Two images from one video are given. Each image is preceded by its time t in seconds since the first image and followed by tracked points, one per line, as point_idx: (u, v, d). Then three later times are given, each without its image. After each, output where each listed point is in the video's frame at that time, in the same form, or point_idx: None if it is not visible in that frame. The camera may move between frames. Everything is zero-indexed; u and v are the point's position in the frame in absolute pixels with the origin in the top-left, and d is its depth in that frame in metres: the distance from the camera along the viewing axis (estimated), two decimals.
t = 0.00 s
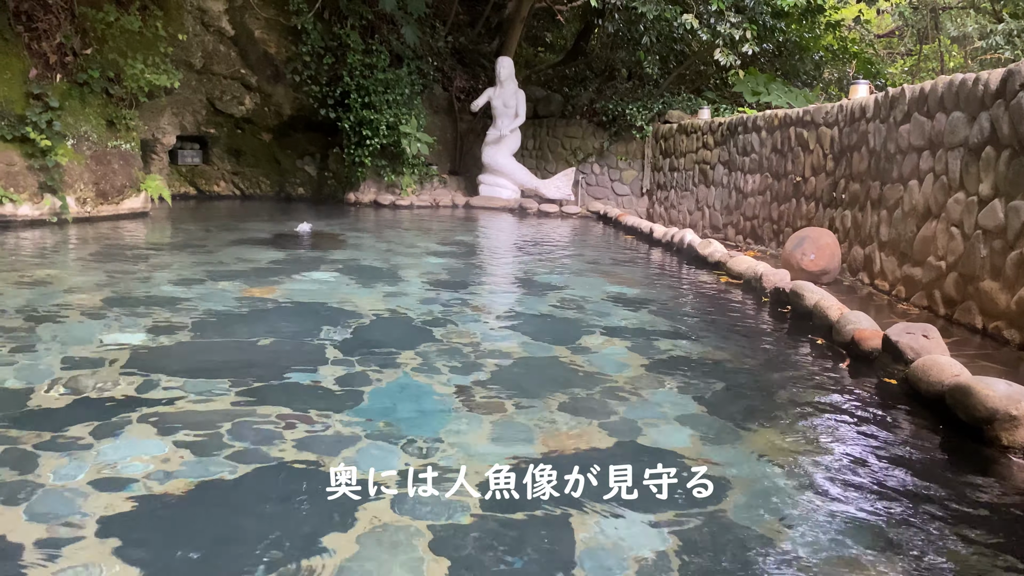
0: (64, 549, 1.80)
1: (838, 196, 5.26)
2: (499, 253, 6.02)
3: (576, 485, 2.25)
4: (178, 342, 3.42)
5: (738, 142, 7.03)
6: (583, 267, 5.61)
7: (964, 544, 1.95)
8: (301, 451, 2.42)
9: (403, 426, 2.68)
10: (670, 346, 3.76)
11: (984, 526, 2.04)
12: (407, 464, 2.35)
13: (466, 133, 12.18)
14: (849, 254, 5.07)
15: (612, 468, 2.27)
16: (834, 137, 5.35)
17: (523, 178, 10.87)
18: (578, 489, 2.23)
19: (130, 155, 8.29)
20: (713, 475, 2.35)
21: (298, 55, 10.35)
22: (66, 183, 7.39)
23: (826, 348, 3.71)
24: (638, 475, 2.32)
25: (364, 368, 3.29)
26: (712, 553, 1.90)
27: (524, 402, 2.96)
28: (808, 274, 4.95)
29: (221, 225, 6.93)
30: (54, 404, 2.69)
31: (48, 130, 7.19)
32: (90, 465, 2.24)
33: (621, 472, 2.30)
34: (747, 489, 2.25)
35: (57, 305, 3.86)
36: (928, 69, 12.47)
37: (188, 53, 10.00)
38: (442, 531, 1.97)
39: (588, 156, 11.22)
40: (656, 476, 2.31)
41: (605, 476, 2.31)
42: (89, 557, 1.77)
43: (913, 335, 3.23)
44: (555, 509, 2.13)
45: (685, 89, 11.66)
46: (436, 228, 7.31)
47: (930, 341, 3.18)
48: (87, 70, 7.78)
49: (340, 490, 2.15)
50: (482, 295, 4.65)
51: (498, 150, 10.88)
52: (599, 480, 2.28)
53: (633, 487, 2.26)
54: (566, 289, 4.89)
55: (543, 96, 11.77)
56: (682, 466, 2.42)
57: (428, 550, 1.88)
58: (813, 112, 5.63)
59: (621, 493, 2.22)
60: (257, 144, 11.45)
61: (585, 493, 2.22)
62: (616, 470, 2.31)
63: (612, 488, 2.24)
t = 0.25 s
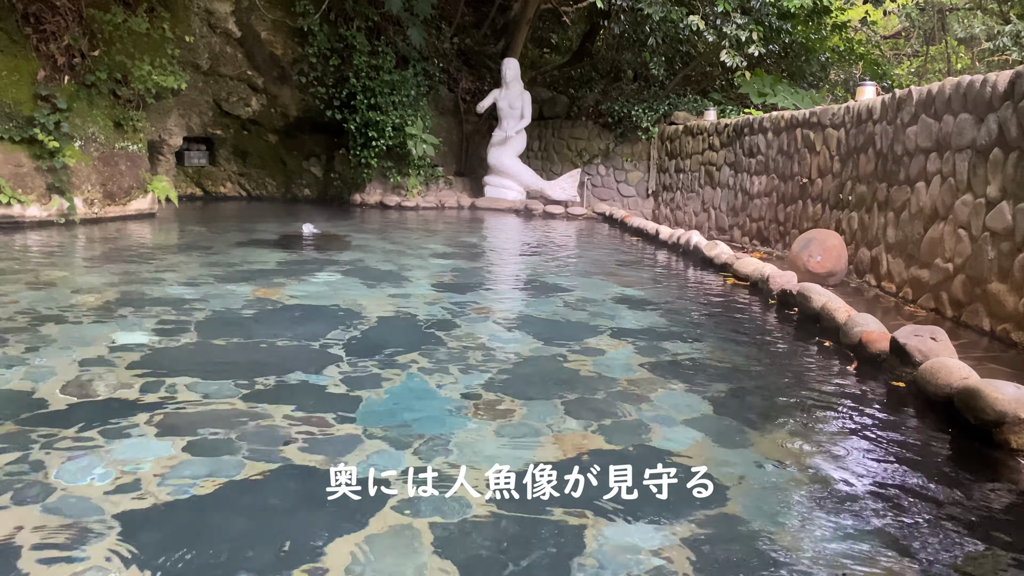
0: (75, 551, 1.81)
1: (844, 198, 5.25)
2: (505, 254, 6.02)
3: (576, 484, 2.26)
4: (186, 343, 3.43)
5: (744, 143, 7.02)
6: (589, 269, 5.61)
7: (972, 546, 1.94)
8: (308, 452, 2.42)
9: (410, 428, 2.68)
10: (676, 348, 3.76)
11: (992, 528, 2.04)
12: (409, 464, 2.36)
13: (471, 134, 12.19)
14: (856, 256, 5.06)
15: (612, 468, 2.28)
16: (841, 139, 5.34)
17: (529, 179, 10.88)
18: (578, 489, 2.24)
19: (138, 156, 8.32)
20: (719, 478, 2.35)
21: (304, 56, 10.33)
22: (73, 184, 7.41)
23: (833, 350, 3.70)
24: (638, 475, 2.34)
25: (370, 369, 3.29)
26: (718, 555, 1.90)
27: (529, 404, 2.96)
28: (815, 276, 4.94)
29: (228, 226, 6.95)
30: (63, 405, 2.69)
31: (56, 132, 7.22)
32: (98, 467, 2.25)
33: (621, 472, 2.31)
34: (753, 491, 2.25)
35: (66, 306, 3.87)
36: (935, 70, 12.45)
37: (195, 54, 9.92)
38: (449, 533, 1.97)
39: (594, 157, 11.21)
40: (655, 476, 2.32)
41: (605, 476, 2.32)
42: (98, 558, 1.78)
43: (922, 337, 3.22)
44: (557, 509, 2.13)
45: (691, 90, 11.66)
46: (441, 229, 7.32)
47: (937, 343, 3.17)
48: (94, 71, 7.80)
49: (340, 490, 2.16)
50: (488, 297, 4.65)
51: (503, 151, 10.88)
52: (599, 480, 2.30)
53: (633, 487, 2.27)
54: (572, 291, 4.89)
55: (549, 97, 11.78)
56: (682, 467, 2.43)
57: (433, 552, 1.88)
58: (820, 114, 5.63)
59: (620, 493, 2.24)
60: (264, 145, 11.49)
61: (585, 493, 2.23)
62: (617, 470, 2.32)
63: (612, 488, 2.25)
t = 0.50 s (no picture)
0: (93, 547, 1.82)
1: (855, 199, 5.24)
2: (515, 255, 6.03)
3: (576, 485, 2.27)
4: (198, 343, 3.45)
5: (754, 144, 7.01)
6: (599, 269, 5.61)
7: (989, 548, 1.94)
8: (322, 451, 2.43)
9: (423, 427, 2.69)
10: (687, 349, 3.76)
11: (1005, 528, 2.04)
12: (409, 463, 2.36)
13: (480, 135, 12.19)
14: (867, 257, 5.04)
15: (612, 468, 2.29)
16: (852, 140, 5.33)
17: (538, 180, 10.88)
18: (578, 489, 2.25)
19: (149, 157, 8.36)
20: (733, 478, 2.35)
21: (313, 57, 10.29)
22: (85, 184, 7.45)
23: (845, 352, 3.69)
24: (638, 475, 2.34)
25: (383, 369, 3.30)
26: (732, 554, 1.90)
27: (542, 404, 2.97)
28: (825, 277, 4.93)
29: (238, 226, 6.98)
30: (79, 403, 2.71)
31: (68, 133, 7.26)
32: (115, 465, 2.26)
33: (622, 472, 2.32)
34: (767, 491, 2.25)
35: (80, 305, 3.90)
36: (946, 71, 12.38)
37: (205, 56, 9.97)
38: (464, 531, 1.98)
39: (602, 158, 11.21)
40: (655, 476, 2.33)
41: (604, 476, 2.32)
42: (116, 555, 1.79)
43: (935, 338, 3.21)
44: (559, 509, 2.14)
45: (700, 91, 11.64)
46: (450, 230, 7.34)
47: (951, 345, 3.16)
48: (106, 72, 7.82)
49: (340, 490, 2.17)
50: (499, 297, 4.66)
51: (512, 152, 10.88)
52: (599, 480, 2.30)
53: (633, 487, 2.27)
54: (582, 291, 4.89)
55: (558, 98, 11.78)
56: (682, 466, 2.44)
57: (449, 552, 1.88)
58: (830, 115, 5.61)
59: (620, 493, 2.24)
60: (274, 146, 11.54)
61: (585, 493, 2.23)
62: (617, 470, 2.34)
63: (612, 488, 2.26)
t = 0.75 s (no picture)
0: (116, 545, 1.84)
1: (870, 200, 5.21)
2: (528, 256, 6.03)
3: (576, 484, 2.27)
4: (215, 343, 3.46)
5: (768, 145, 6.98)
6: (613, 270, 5.61)
7: (1009, 550, 1.93)
8: (340, 451, 2.44)
9: (441, 428, 2.69)
10: (702, 350, 3.75)
11: None
12: (410, 463, 2.37)
13: (493, 136, 12.20)
14: (882, 259, 5.02)
15: (612, 468, 2.30)
16: (867, 141, 5.30)
17: (550, 180, 10.87)
18: (578, 489, 2.25)
19: (165, 157, 8.41)
20: (750, 479, 2.35)
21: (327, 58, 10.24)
22: (102, 185, 7.50)
23: (863, 354, 3.68)
24: (638, 476, 2.35)
25: (400, 369, 3.31)
26: (746, 555, 1.89)
27: (559, 405, 2.97)
28: (840, 278, 4.91)
29: (254, 227, 7.02)
30: (98, 402, 2.73)
31: (86, 134, 7.31)
32: (135, 464, 2.28)
33: (621, 472, 2.33)
34: (785, 492, 2.25)
35: (98, 305, 3.93)
36: (962, 71, 12.28)
37: (221, 57, 10.00)
38: (483, 531, 1.99)
39: (615, 159, 11.20)
40: (656, 476, 2.33)
41: (605, 476, 2.33)
42: (138, 553, 1.81)
43: (954, 341, 3.19)
44: (556, 509, 2.14)
45: (714, 91, 11.60)
46: (463, 230, 7.35)
47: (970, 348, 3.14)
48: (123, 74, 7.87)
49: (340, 490, 2.17)
50: (513, 298, 4.67)
51: (525, 153, 10.89)
52: (598, 480, 2.30)
53: (633, 487, 2.28)
54: (596, 292, 4.89)
55: (571, 99, 11.78)
56: (683, 466, 2.43)
57: (467, 552, 1.88)
58: (845, 115, 5.59)
59: (620, 493, 2.24)
60: (288, 147, 11.59)
61: (585, 493, 2.24)
62: (616, 470, 2.34)
63: (612, 488, 2.27)
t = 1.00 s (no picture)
0: (143, 541, 1.85)
1: (891, 201, 5.18)
2: (545, 256, 6.03)
3: (576, 484, 2.27)
4: (236, 342, 3.49)
5: (787, 145, 6.95)
6: (631, 271, 5.60)
7: None
8: (363, 450, 2.46)
9: (463, 428, 2.70)
10: (722, 352, 3.74)
11: None
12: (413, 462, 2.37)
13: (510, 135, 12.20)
14: (903, 260, 4.98)
15: (612, 468, 2.30)
16: (888, 142, 5.26)
17: (567, 180, 10.86)
18: (578, 489, 2.25)
19: (185, 158, 8.48)
20: (772, 480, 2.34)
21: (346, 59, 10.40)
22: (124, 185, 7.57)
23: (885, 356, 3.65)
24: (638, 475, 2.35)
25: (421, 369, 3.32)
26: (768, 556, 1.89)
27: (579, 406, 2.97)
28: (861, 280, 4.88)
29: (273, 226, 7.06)
30: (123, 401, 2.76)
31: (108, 134, 7.39)
32: (160, 461, 2.30)
33: (621, 472, 2.33)
34: (809, 493, 2.24)
35: (122, 304, 3.97)
36: (984, 70, 12.14)
37: (241, 57, 10.08)
38: (506, 531, 1.99)
39: (633, 158, 11.17)
40: (655, 476, 2.33)
41: (604, 476, 2.32)
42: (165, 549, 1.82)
43: (979, 344, 3.16)
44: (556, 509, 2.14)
45: (731, 91, 11.55)
46: (481, 230, 7.36)
47: (996, 351, 3.11)
48: (145, 74, 7.95)
49: (340, 490, 2.17)
50: (532, 298, 4.67)
51: (542, 153, 10.89)
52: (599, 480, 2.30)
53: (633, 487, 2.28)
54: (615, 293, 4.88)
55: (588, 98, 11.77)
56: (682, 466, 2.43)
57: (490, 553, 1.89)
58: (866, 116, 5.55)
59: (620, 493, 2.24)
60: (306, 147, 11.66)
61: (585, 493, 2.23)
62: (616, 470, 2.34)
63: (612, 488, 2.26)
